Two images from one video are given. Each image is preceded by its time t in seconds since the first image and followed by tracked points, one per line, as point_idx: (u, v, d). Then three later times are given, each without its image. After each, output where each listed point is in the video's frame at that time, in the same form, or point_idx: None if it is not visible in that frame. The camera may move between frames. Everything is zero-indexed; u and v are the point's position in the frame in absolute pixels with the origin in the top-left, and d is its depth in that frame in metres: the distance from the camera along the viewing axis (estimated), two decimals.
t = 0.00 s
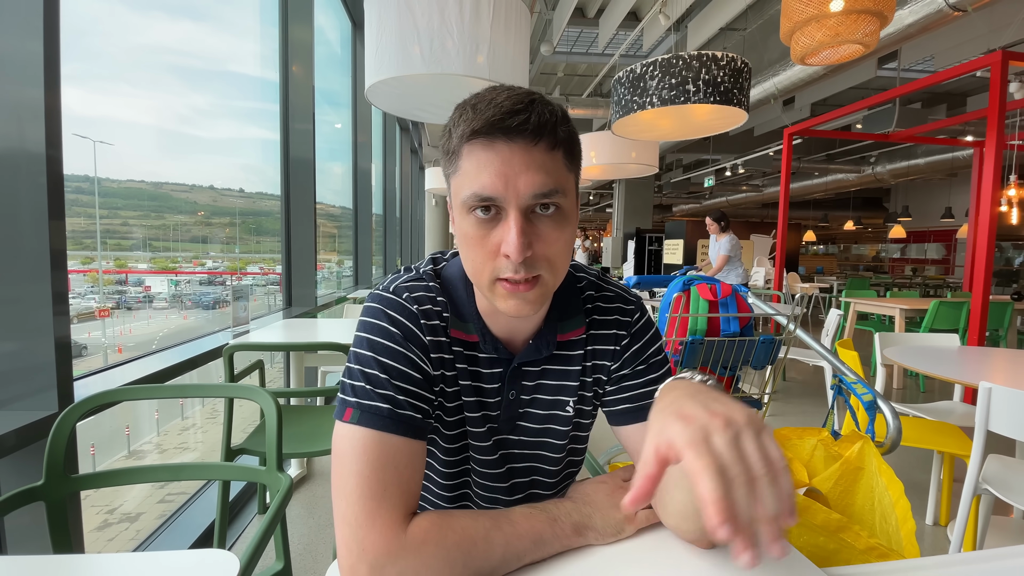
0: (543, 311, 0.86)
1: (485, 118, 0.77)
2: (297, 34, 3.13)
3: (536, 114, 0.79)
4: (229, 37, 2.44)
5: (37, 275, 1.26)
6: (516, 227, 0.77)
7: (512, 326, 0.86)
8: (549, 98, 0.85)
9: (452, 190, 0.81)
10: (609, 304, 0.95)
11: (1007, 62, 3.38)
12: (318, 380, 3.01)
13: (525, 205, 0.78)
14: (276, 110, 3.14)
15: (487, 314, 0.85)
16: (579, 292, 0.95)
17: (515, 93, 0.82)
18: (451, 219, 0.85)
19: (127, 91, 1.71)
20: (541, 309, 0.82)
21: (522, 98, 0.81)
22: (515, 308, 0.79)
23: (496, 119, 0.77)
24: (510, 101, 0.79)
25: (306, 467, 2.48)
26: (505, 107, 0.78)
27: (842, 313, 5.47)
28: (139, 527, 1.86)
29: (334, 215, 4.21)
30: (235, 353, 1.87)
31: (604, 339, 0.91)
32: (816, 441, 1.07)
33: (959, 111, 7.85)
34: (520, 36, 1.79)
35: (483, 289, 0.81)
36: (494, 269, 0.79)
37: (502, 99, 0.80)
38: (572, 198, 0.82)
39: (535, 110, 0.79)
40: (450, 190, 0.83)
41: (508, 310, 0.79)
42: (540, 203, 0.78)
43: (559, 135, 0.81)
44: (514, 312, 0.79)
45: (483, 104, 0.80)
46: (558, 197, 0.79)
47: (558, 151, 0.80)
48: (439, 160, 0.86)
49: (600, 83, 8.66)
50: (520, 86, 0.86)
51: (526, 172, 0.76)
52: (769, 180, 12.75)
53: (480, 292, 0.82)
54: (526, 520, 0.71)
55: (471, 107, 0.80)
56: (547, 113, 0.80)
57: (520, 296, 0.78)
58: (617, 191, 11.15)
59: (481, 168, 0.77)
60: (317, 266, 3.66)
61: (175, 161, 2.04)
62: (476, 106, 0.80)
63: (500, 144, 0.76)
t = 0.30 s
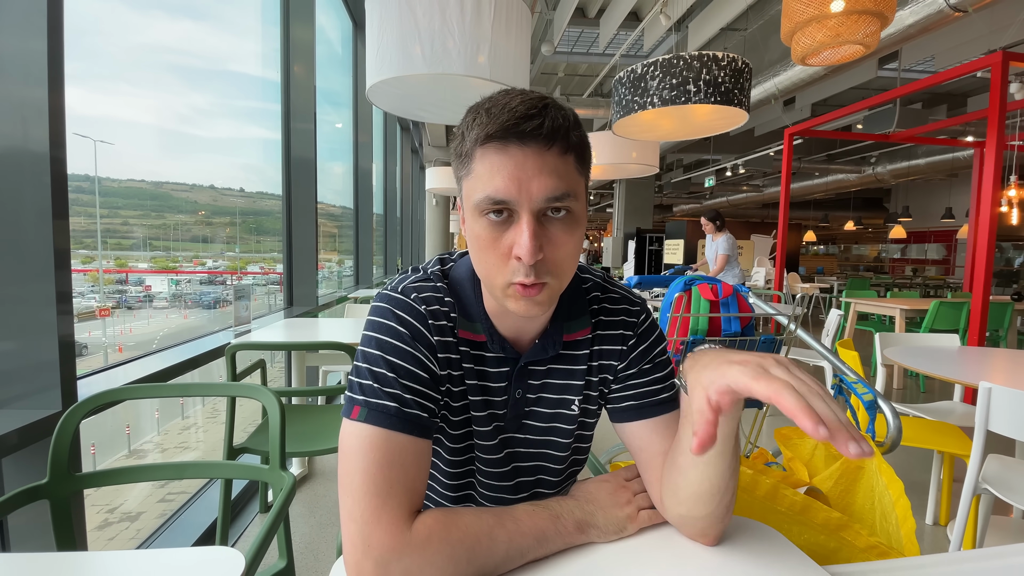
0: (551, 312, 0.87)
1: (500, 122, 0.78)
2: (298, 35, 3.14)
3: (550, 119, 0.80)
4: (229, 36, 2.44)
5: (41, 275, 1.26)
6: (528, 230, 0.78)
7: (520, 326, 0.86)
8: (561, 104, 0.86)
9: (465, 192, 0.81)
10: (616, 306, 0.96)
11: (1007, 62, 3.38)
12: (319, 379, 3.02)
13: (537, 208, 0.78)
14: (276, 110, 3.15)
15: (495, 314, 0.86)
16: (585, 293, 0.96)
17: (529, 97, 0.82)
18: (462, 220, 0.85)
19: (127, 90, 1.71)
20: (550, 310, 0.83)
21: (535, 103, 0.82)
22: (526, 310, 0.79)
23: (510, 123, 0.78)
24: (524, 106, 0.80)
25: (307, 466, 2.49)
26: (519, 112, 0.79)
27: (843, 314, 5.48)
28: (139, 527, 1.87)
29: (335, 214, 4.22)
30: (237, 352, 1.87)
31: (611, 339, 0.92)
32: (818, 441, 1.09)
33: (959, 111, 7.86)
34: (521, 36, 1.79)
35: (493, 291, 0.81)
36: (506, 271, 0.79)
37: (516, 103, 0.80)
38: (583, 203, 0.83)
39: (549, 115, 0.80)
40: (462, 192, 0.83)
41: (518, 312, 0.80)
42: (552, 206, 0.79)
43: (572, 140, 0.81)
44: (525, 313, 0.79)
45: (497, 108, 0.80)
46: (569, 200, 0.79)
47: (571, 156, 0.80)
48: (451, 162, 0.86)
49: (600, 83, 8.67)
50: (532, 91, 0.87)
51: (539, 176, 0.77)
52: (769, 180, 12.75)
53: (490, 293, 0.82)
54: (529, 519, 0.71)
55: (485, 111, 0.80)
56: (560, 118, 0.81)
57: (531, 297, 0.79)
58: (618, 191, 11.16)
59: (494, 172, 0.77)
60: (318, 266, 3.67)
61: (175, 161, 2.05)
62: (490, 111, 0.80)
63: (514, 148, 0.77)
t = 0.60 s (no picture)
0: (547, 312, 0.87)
1: (497, 122, 0.78)
2: (298, 34, 3.15)
3: (546, 119, 0.80)
4: (229, 35, 2.44)
5: (42, 273, 1.26)
6: (525, 229, 0.78)
7: (518, 326, 0.86)
8: (558, 103, 0.86)
9: (462, 192, 0.81)
10: (613, 305, 0.96)
11: (1006, 63, 3.39)
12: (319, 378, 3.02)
13: (534, 208, 0.79)
14: (276, 110, 3.16)
15: (493, 313, 0.86)
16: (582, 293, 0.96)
17: (525, 97, 0.82)
18: (459, 220, 0.85)
19: (126, 88, 1.71)
20: (548, 309, 0.83)
21: (532, 103, 0.82)
22: (524, 308, 0.80)
23: (507, 123, 0.78)
24: (520, 106, 0.80)
25: (307, 465, 2.49)
26: (516, 112, 0.79)
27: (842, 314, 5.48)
28: (138, 527, 1.87)
29: (334, 214, 4.22)
30: (236, 351, 1.87)
31: (608, 338, 0.92)
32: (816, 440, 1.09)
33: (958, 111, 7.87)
34: (521, 36, 1.79)
35: (492, 290, 0.81)
36: (504, 271, 0.79)
37: (513, 103, 0.80)
38: (580, 201, 0.83)
39: (545, 115, 0.80)
40: (459, 192, 0.83)
41: (516, 310, 0.80)
42: (548, 205, 0.79)
43: (568, 139, 0.81)
44: (522, 312, 0.80)
45: (494, 108, 0.80)
46: (566, 200, 0.80)
47: (567, 155, 0.81)
48: (448, 162, 0.86)
49: (600, 83, 8.68)
50: (529, 91, 0.87)
51: (536, 176, 0.77)
52: (769, 180, 12.76)
53: (488, 292, 0.82)
54: (530, 517, 0.71)
55: (481, 111, 0.81)
56: (557, 118, 0.81)
57: (529, 296, 0.79)
58: (617, 191, 11.16)
59: (491, 172, 0.77)
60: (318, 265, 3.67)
61: (175, 160, 2.05)
62: (487, 111, 0.80)
63: (511, 148, 0.77)
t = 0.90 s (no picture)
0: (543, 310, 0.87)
1: (481, 122, 0.78)
2: (299, 35, 3.15)
3: (532, 116, 0.80)
4: (229, 35, 2.44)
5: (43, 274, 1.26)
6: (516, 227, 0.78)
7: (514, 324, 0.87)
8: (544, 100, 0.86)
9: (452, 193, 0.82)
10: (610, 304, 0.96)
11: (1007, 63, 3.39)
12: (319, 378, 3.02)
13: (524, 205, 0.79)
14: (277, 110, 3.17)
15: (490, 312, 0.86)
16: (580, 292, 0.96)
17: (510, 96, 0.82)
18: (451, 221, 0.86)
19: (127, 89, 1.71)
20: (544, 306, 0.83)
21: (517, 101, 0.82)
22: (519, 305, 0.80)
23: (493, 122, 0.78)
24: (506, 105, 0.80)
25: (307, 465, 2.49)
26: (501, 111, 0.79)
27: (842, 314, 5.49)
28: (138, 526, 1.87)
29: (334, 214, 4.22)
30: (237, 351, 1.87)
31: (606, 338, 0.92)
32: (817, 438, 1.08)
33: (958, 111, 7.88)
34: (521, 36, 1.80)
35: (486, 288, 0.81)
36: (496, 268, 0.79)
37: (498, 103, 0.80)
38: (569, 197, 0.83)
39: (530, 112, 0.80)
40: (450, 192, 0.83)
41: (511, 308, 0.80)
42: (538, 202, 0.79)
43: (555, 136, 0.81)
44: (516, 309, 0.80)
45: (480, 108, 0.80)
46: (555, 195, 0.80)
47: (554, 151, 0.81)
48: (438, 164, 0.86)
49: (600, 83, 8.69)
50: (515, 90, 0.87)
51: (524, 173, 0.77)
52: (769, 180, 12.77)
53: (482, 291, 0.83)
54: (531, 516, 0.71)
55: (468, 112, 0.81)
56: (542, 114, 0.81)
57: (522, 293, 0.79)
58: (617, 191, 11.17)
59: (479, 172, 0.78)
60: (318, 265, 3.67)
61: (176, 160, 2.06)
62: (473, 111, 0.80)
63: (497, 148, 0.77)
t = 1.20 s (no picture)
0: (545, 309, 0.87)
1: (495, 122, 0.78)
2: (300, 35, 3.16)
3: (545, 117, 0.80)
4: (230, 35, 2.44)
5: (45, 274, 1.27)
6: (524, 226, 0.79)
7: (517, 322, 0.87)
8: (556, 103, 0.86)
9: (461, 191, 0.82)
10: (610, 303, 0.97)
11: (1008, 63, 3.39)
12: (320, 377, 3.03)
13: (533, 205, 0.79)
14: (278, 109, 3.17)
15: (493, 310, 0.87)
16: (580, 291, 0.96)
17: (523, 97, 0.83)
18: (458, 218, 0.86)
19: (127, 88, 1.72)
20: (547, 306, 0.84)
21: (531, 102, 0.82)
22: (523, 305, 0.80)
23: (506, 123, 0.78)
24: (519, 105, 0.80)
25: (308, 464, 2.50)
26: (514, 111, 0.79)
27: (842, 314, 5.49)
28: (139, 526, 1.87)
29: (335, 214, 4.22)
30: (238, 351, 1.87)
31: (606, 336, 0.93)
32: (818, 438, 1.08)
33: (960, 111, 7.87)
34: (522, 36, 1.80)
35: (491, 286, 0.81)
36: (502, 267, 0.80)
37: (512, 102, 0.81)
38: (578, 199, 0.84)
39: (543, 113, 0.80)
40: (458, 191, 0.83)
41: (515, 307, 0.80)
42: (547, 203, 0.80)
43: (566, 138, 0.82)
44: (522, 308, 0.80)
45: (493, 107, 0.81)
46: (565, 197, 0.80)
47: (565, 153, 0.81)
48: (447, 161, 0.87)
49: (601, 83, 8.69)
50: (527, 91, 0.87)
51: (534, 174, 0.78)
52: (770, 180, 12.76)
53: (488, 289, 0.83)
54: (532, 515, 0.71)
55: (480, 111, 0.81)
56: (555, 117, 0.81)
57: (528, 292, 0.79)
58: (618, 191, 11.17)
59: (490, 171, 0.78)
60: (319, 264, 3.68)
61: (176, 160, 2.06)
62: (486, 110, 0.81)
63: (510, 147, 0.78)
